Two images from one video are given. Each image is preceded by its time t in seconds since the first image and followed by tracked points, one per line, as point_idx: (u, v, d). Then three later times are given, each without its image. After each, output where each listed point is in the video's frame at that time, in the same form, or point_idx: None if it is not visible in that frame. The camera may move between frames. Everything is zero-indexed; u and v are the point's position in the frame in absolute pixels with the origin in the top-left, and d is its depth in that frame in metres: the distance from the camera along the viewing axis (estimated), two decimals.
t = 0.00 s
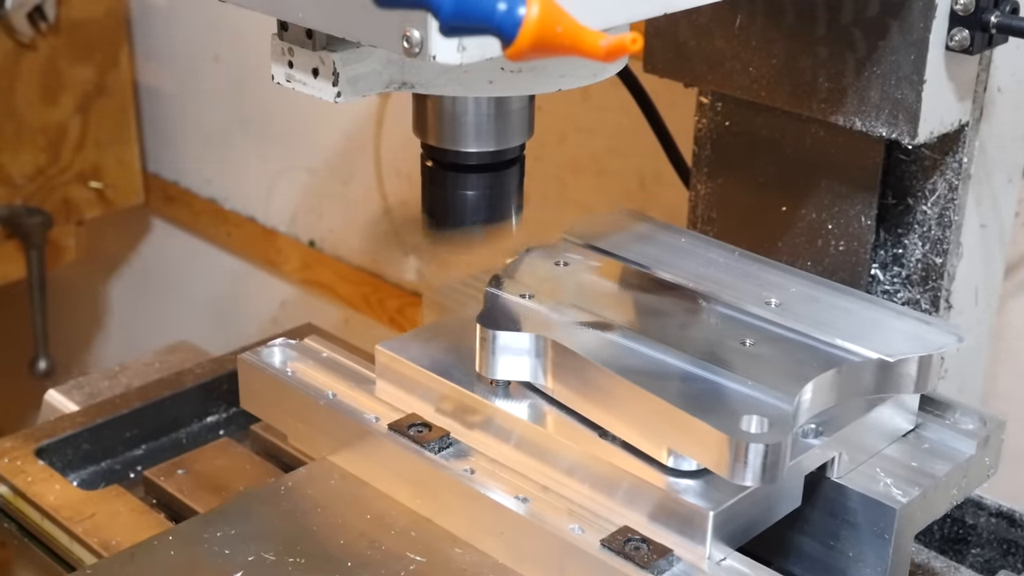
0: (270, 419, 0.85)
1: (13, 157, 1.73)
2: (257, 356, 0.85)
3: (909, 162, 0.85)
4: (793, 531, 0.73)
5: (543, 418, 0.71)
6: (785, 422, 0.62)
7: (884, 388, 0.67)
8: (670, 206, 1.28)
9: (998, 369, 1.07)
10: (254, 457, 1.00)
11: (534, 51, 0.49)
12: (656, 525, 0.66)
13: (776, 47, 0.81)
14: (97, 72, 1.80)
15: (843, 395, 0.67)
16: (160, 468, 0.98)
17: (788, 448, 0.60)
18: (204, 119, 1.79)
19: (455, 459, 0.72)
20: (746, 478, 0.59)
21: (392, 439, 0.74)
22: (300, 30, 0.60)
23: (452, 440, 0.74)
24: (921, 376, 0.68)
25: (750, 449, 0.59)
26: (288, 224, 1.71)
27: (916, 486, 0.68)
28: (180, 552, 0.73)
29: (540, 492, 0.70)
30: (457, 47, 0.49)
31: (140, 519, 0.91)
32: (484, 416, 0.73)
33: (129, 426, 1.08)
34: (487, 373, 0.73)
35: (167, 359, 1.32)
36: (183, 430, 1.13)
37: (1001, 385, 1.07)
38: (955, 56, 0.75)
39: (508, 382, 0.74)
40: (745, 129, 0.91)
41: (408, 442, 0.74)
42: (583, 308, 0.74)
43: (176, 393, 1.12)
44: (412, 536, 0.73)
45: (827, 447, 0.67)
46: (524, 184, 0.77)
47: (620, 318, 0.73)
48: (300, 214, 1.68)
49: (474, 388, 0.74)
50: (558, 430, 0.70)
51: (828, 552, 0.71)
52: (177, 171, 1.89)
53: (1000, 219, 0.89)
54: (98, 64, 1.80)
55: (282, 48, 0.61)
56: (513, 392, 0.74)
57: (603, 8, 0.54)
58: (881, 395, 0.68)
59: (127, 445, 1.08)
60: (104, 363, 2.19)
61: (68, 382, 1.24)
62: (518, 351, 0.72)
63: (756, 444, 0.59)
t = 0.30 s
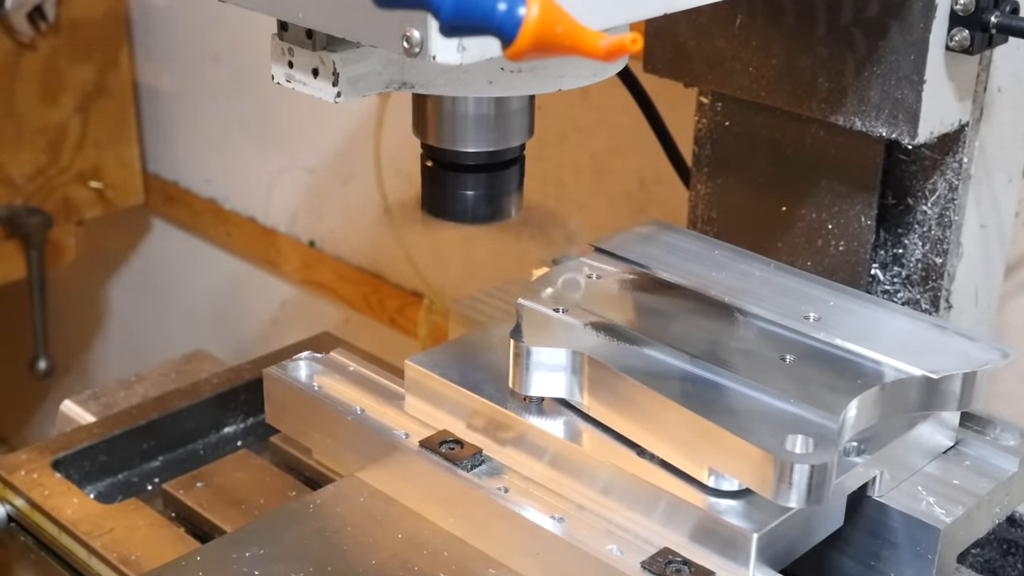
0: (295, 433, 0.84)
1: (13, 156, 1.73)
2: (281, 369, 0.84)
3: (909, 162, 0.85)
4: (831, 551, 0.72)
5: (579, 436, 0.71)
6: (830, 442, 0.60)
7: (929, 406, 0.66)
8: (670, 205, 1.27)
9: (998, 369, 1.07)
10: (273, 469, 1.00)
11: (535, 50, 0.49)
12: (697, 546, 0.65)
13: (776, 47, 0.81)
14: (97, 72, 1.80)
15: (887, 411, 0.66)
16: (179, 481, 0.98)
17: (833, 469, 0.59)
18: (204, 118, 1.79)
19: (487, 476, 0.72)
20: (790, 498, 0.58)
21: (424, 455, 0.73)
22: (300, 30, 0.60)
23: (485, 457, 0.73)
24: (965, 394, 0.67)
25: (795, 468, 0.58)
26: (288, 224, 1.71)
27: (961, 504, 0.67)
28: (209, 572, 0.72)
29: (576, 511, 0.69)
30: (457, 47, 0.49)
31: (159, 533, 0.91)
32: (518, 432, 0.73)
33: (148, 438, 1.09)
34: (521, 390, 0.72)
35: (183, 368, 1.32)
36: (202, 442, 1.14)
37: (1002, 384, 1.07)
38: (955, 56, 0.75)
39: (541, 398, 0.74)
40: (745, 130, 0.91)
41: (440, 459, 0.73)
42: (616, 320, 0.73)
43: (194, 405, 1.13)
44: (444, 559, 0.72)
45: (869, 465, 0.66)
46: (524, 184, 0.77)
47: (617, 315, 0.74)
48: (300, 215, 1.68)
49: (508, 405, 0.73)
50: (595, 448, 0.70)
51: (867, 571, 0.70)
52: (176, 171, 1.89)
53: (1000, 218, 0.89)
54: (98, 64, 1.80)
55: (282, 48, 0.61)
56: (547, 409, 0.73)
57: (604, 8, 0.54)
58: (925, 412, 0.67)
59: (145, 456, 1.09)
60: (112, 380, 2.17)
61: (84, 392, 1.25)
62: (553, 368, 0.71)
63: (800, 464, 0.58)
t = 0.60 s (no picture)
0: (319, 447, 0.82)
1: (13, 156, 1.73)
2: (306, 383, 0.82)
3: (909, 162, 0.86)
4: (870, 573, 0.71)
5: (616, 454, 0.69)
6: (877, 460, 0.58)
7: (977, 424, 0.65)
8: (671, 205, 1.27)
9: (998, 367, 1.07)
10: (293, 482, 0.99)
11: (535, 48, 0.49)
12: (738, 567, 0.63)
13: (776, 46, 0.81)
14: (97, 72, 1.80)
15: (933, 429, 0.65)
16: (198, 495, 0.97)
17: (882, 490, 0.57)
18: (203, 118, 1.79)
19: (522, 496, 0.70)
20: (836, 520, 0.56)
21: (457, 474, 0.71)
22: (300, 30, 0.60)
23: (519, 476, 0.71)
24: (1011, 411, 0.65)
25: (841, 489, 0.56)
26: (288, 224, 1.71)
27: (1004, 523, 0.66)
28: None
29: (612, 531, 0.67)
30: (457, 47, 0.49)
31: (179, 548, 0.90)
32: (551, 450, 0.71)
33: (166, 449, 1.09)
34: (556, 407, 0.70)
35: (201, 379, 1.32)
36: (219, 453, 1.14)
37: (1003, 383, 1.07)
38: (955, 55, 0.75)
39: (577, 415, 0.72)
40: (744, 130, 0.91)
41: (474, 478, 0.71)
42: (652, 336, 0.72)
43: (213, 416, 1.13)
44: None
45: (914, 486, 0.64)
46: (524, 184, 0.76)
47: (619, 317, 0.74)
48: (300, 215, 1.68)
49: (542, 423, 0.71)
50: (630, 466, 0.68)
51: None
52: (177, 171, 1.89)
53: (1000, 218, 0.88)
54: (97, 64, 1.80)
55: (281, 47, 0.61)
56: (582, 427, 0.71)
57: (605, 6, 0.54)
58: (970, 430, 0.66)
59: (162, 468, 1.09)
60: (128, 391, 2.15)
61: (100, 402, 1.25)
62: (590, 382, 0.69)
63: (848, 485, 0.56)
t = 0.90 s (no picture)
0: (268, 430, 0.83)
1: (13, 156, 1.73)
2: (250, 364, 0.84)
3: (909, 162, 0.85)
4: (796, 544, 0.72)
5: (539, 427, 0.70)
6: (783, 437, 0.61)
7: (885, 399, 0.67)
8: (671, 205, 1.27)
9: (999, 367, 1.06)
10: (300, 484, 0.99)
11: (535, 13, 0.49)
12: (655, 540, 0.65)
13: (777, 30, 0.81)
14: (97, 71, 1.80)
15: (845, 405, 0.66)
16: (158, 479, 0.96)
17: (786, 462, 0.60)
18: (204, 118, 1.78)
19: (450, 469, 0.71)
20: (745, 490, 0.59)
21: (388, 448, 0.73)
22: (300, 5, 0.60)
23: (449, 450, 0.73)
24: (924, 385, 0.67)
25: (750, 461, 0.59)
26: (288, 224, 1.70)
27: (916, 497, 0.67)
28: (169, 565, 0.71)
29: (534, 502, 0.69)
30: (457, 19, 0.49)
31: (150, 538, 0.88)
32: (479, 425, 0.73)
33: (124, 431, 1.08)
34: (484, 384, 0.72)
35: (164, 364, 1.31)
36: (179, 437, 1.13)
37: (1004, 382, 1.06)
38: (957, 38, 0.75)
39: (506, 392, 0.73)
40: (744, 128, 0.90)
41: (404, 452, 0.72)
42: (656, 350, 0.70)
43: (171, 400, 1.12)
44: None
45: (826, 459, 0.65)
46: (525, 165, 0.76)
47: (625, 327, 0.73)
48: (299, 215, 1.68)
49: (470, 399, 0.73)
50: (551, 438, 0.69)
51: (829, 564, 0.70)
52: (177, 171, 1.88)
53: (1004, 219, 0.89)
54: (97, 63, 1.80)
55: (281, 24, 0.62)
56: (510, 402, 0.72)
57: None
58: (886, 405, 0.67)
59: (122, 451, 1.08)
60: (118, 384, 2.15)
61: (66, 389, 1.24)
62: (513, 360, 0.71)
63: (755, 456, 0.59)
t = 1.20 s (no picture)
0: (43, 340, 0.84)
1: (13, 156, 1.74)
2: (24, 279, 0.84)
3: (908, 162, 0.85)
4: (483, 426, 0.75)
5: (253, 322, 0.75)
6: (435, 321, 0.68)
7: (534, 297, 0.73)
8: (671, 206, 1.28)
9: (998, 368, 1.06)
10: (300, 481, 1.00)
11: (535, 14, 0.49)
12: (334, 416, 0.68)
13: (776, 30, 0.81)
14: (97, 72, 1.80)
15: (501, 301, 0.72)
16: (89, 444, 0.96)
17: (434, 342, 0.67)
18: (204, 118, 1.78)
19: (179, 360, 0.74)
20: (401, 367, 0.65)
21: (125, 344, 0.75)
22: (299, 5, 0.60)
23: (182, 346, 0.75)
24: (586, 286, 0.74)
25: (403, 341, 0.65)
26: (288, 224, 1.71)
27: (585, 383, 0.71)
28: None
29: (247, 390, 0.71)
30: (457, 19, 0.49)
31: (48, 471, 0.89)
32: (213, 326, 0.76)
33: None
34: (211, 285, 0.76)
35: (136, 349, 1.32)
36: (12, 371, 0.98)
37: (1003, 384, 1.06)
38: (957, 38, 0.75)
39: (230, 294, 0.78)
40: (744, 128, 0.90)
41: (139, 346, 0.75)
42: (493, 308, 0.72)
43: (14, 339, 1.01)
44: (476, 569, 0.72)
45: (500, 347, 0.70)
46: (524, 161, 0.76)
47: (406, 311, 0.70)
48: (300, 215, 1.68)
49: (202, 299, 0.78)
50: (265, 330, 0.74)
51: (513, 447, 0.73)
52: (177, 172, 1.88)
53: (1002, 219, 0.89)
54: (97, 63, 1.80)
55: (281, 24, 0.62)
56: (236, 302, 0.77)
57: None
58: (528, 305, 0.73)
59: None
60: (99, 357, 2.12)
61: None
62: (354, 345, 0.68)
63: (408, 336, 0.65)
